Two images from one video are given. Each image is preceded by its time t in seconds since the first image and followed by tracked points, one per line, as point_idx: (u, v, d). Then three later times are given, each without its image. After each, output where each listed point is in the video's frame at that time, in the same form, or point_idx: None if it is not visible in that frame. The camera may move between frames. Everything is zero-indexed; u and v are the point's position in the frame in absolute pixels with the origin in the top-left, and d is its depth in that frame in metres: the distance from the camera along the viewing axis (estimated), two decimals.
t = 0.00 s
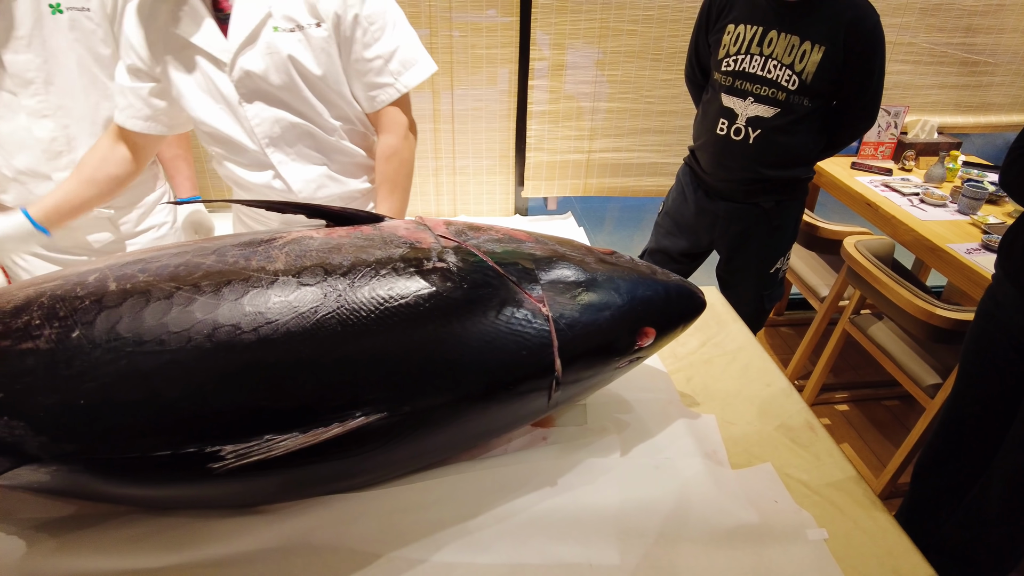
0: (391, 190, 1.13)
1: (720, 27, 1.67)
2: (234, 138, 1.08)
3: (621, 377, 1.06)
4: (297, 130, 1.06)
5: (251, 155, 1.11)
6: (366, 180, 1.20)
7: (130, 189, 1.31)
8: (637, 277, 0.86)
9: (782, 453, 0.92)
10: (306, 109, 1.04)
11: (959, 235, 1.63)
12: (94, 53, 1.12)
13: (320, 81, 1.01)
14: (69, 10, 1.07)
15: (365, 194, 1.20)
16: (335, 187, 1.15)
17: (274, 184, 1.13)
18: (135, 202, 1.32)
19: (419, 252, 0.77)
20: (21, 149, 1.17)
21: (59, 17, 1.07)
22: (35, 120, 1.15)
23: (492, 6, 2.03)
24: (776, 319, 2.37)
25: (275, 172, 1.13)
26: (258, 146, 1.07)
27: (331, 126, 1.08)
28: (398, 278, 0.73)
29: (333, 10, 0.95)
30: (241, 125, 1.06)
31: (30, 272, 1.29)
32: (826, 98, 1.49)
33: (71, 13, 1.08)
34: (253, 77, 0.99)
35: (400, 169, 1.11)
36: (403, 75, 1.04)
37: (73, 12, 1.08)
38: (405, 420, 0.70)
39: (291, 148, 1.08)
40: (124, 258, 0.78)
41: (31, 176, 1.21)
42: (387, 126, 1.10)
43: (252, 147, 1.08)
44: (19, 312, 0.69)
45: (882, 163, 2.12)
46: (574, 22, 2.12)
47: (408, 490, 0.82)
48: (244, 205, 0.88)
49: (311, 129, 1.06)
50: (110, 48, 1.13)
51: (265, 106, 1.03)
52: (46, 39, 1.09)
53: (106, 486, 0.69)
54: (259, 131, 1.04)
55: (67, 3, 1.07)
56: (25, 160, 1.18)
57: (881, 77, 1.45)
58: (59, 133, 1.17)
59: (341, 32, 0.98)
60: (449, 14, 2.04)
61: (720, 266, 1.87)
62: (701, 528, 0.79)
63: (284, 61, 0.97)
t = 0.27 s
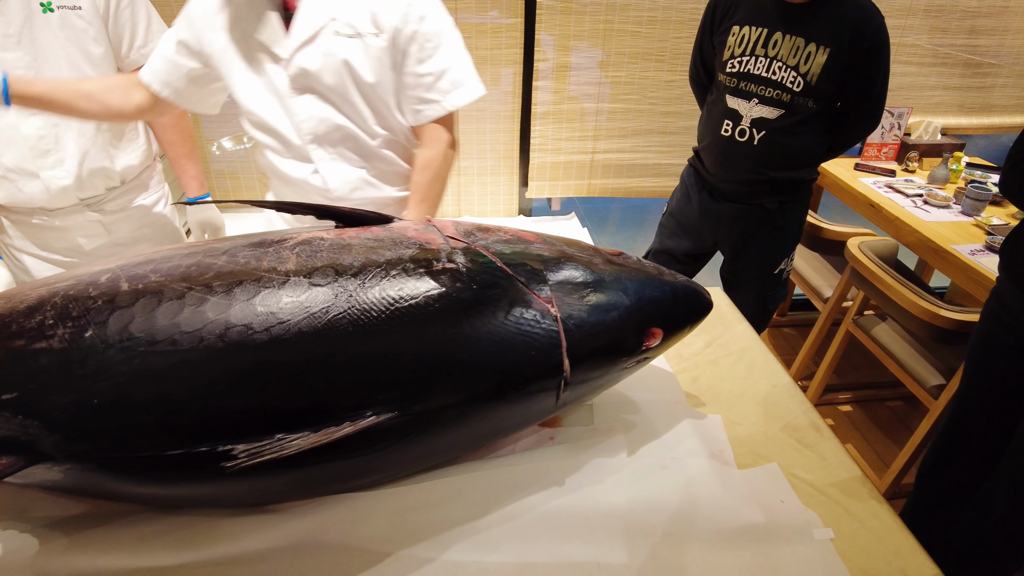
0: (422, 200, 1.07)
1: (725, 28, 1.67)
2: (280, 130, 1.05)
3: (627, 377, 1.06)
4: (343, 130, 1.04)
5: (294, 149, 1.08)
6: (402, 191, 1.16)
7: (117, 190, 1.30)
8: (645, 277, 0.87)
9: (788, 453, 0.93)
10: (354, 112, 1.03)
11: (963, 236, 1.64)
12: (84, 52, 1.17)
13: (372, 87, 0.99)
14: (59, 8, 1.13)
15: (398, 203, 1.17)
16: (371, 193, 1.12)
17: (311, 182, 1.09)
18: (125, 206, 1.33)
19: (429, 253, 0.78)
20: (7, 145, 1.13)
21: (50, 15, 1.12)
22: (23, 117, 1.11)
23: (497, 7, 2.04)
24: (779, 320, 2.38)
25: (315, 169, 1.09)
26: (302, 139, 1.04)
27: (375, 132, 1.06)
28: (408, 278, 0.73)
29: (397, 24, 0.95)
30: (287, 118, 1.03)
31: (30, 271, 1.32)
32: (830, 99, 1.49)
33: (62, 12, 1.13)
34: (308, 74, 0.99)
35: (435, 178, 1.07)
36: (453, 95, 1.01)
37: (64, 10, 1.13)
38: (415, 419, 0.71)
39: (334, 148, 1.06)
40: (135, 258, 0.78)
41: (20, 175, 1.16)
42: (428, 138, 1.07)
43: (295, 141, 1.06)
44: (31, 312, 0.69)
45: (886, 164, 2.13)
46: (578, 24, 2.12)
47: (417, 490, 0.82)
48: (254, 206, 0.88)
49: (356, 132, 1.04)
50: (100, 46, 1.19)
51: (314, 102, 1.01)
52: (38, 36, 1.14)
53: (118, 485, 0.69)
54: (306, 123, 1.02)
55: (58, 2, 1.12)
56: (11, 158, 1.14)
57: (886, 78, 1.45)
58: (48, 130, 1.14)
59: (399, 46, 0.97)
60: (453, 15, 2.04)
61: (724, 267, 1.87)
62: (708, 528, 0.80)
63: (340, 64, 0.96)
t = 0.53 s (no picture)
0: (470, 200, 1.13)
1: (731, 28, 1.67)
2: (331, 121, 1.15)
3: (632, 377, 1.06)
4: (389, 135, 1.13)
5: (341, 142, 1.18)
6: (438, 191, 1.26)
7: (126, 189, 1.32)
8: (651, 277, 0.87)
9: (794, 454, 0.93)
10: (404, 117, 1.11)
11: (969, 237, 1.63)
12: (93, 53, 1.18)
13: (430, 95, 1.08)
14: (68, 9, 1.13)
15: (432, 201, 1.26)
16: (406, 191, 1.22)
17: (350, 177, 1.19)
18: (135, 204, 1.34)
19: (436, 253, 0.78)
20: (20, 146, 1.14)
21: (59, 16, 1.13)
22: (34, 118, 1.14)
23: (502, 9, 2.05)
24: (784, 321, 2.37)
25: (354, 163, 1.20)
26: (347, 134, 1.15)
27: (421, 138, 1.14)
28: (415, 278, 0.74)
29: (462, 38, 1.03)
30: (337, 112, 1.14)
31: (40, 268, 1.33)
32: (836, 100, 1.49)
33: (71, 13, 1.14)
34: (367, 75, 1.07)
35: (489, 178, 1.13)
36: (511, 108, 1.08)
37: (73, 12, 1.14)
38: (422, 418, 0.71)
39: (374, 150, 1.16)
40: (144, 257, 0.79)
41: (32, 175, 1.15)
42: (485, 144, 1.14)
43: (343, 135, 1.16)
44: (42, 310, 0.70)
45: (891, 165, 2.12)
46: (584, 24, 2.13)
47: (423, 488, 0.83)
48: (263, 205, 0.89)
49: (400, 137, 1.13)
50: (109, 47, 1.19)
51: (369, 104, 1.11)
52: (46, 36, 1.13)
53: (127, 482, 0.70)
54: (356, 122, 1.11)
55: (67, 3, 1.13)
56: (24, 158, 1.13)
57: (892, 79, 1.45)
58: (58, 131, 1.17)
59: (461, 58, 1.05)
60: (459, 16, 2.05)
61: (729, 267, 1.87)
62: (714, 527, 0.80)
63: (402, 70, 1.04)
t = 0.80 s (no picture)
0: (511, 196, 1.28)
1: (736, 27, 1.66)
2: (370, 121, 1.20)
3: (635, 378, 1.06)
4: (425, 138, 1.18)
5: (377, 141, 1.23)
6: (468, 189, 1.32)
7: (137, 188, 1.29)
8: (654, 278, 0.86)
9: (798, 456, 0.92)
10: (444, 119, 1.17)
11: (976, 237, 1.62)
12: (101, 53, 1.13)
13: (469, 97, 1.16)
14: (74, 11, 1.08)
15: (462, 199, 1.32)
16: (436, 188, 1.27)
17: (383, 175, 1.24)
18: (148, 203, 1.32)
19: (438, 253, 0.78)
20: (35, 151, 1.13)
21: (65, 18, 1.08)
22: (43, 123, 1.11)
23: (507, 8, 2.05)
24: (789, 322, 2.36)
25: (388, 162, 1.24)
26: (385, 134, 1.20)
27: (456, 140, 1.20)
28: (416, 278, 0.73)
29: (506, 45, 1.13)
30: (378, 113, 1.18)
31: (50, 267, 1.31)
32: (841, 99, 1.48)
33: (77, 14, 1.09)
34: (409, 77, 1.14)
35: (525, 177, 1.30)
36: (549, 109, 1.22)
37: (79, 13, 1.09)
38: (423, 419, 0.71)
39: (410, 151, 1.21)
40: (147, 257, 0.79)
41: (45, 180, 1.15)
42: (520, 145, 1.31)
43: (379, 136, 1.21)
44: (44, 310, 0.70)
45: (897, 165, 2.11)
46: (589, 24, 2.12)
47: (425, 490, 0.82)
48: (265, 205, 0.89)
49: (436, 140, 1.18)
50: (117, 47, 1.14)
51: (408, 106, 1.17)
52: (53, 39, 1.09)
53: (128, 482, 0.70)
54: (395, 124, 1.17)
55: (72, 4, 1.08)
56: (39, 163, 1.14)
57: (898, 78, 1.44)
58: (70, 134, 1.14)
59: (504, 63, 1.15)
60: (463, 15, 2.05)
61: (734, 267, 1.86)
62: (717, 530, 0.79)
63: (444, 74, 1.12)
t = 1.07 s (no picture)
0: (541, 191, 1.27)
1: (738, 28, 1.66)
2: (386, 125, 1.20)
3: (636, 379, 1.06)
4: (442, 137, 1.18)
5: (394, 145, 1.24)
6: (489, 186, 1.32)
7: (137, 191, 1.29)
8: (654, 279, 0.86)
9: (798, 457, 0.92)
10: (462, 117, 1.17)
11: (979, 238, 1.61)
12: (89, 60, 1.11)
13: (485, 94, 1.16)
14: (58, 18, 1.07)
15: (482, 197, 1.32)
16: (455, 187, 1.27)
17: (403, 176, 1.24)
18: (148, 205, 1.31)
19: (437, 254, 0.78)
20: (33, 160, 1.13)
21: (50, 26, 1.07)
22: (36, 132, 1.11)
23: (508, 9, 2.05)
24: (791, 323, 2.36)
25: (406, 163, 1.25)
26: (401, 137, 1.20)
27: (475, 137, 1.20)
28: (415, 279, 0.74)
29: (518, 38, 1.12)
30: (393, 115, 1.19)
31: (49, 268, 1.32)
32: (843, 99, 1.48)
33: (62, 22, 1.07)
34: (423, 80, 1.14)
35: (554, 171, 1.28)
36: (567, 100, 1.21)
37: (63, 20, 1.07)
38: (421, 420, 0.71)
39: (427, 151, 1.21)
40: (147, 258, 0.79)
41: (44, 189, 1.16)
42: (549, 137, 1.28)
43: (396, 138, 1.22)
44: (45, 310, 0.70)
45: (900, 166, 2.10)
46: (590, 24, 2.12)
47: (424, 490, 0.82)
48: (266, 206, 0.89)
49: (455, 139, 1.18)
50: (104, 52, 1.13)
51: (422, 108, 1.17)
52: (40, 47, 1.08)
53: (128, 482, 0.70)
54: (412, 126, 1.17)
55: (56, 11, 1.06)
56: (36, 172, 1.14)
57: (900, 78, 1.44)
58: (64, 143, 1.13)
59: (516, 58, 1.15)
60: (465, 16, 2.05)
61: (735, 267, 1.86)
62: (717, 531, 0.79)
63: (459, 73, 1.12)
